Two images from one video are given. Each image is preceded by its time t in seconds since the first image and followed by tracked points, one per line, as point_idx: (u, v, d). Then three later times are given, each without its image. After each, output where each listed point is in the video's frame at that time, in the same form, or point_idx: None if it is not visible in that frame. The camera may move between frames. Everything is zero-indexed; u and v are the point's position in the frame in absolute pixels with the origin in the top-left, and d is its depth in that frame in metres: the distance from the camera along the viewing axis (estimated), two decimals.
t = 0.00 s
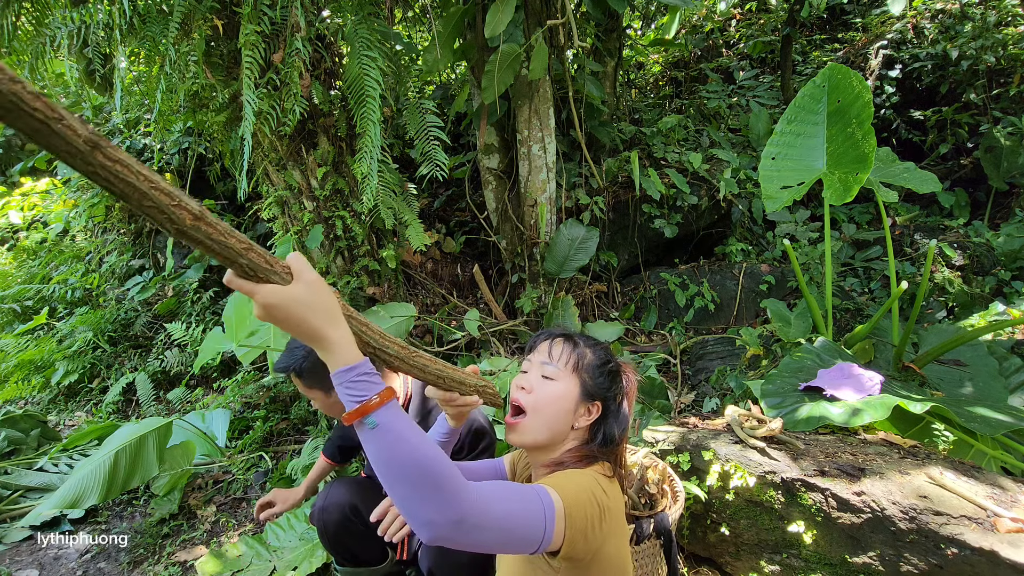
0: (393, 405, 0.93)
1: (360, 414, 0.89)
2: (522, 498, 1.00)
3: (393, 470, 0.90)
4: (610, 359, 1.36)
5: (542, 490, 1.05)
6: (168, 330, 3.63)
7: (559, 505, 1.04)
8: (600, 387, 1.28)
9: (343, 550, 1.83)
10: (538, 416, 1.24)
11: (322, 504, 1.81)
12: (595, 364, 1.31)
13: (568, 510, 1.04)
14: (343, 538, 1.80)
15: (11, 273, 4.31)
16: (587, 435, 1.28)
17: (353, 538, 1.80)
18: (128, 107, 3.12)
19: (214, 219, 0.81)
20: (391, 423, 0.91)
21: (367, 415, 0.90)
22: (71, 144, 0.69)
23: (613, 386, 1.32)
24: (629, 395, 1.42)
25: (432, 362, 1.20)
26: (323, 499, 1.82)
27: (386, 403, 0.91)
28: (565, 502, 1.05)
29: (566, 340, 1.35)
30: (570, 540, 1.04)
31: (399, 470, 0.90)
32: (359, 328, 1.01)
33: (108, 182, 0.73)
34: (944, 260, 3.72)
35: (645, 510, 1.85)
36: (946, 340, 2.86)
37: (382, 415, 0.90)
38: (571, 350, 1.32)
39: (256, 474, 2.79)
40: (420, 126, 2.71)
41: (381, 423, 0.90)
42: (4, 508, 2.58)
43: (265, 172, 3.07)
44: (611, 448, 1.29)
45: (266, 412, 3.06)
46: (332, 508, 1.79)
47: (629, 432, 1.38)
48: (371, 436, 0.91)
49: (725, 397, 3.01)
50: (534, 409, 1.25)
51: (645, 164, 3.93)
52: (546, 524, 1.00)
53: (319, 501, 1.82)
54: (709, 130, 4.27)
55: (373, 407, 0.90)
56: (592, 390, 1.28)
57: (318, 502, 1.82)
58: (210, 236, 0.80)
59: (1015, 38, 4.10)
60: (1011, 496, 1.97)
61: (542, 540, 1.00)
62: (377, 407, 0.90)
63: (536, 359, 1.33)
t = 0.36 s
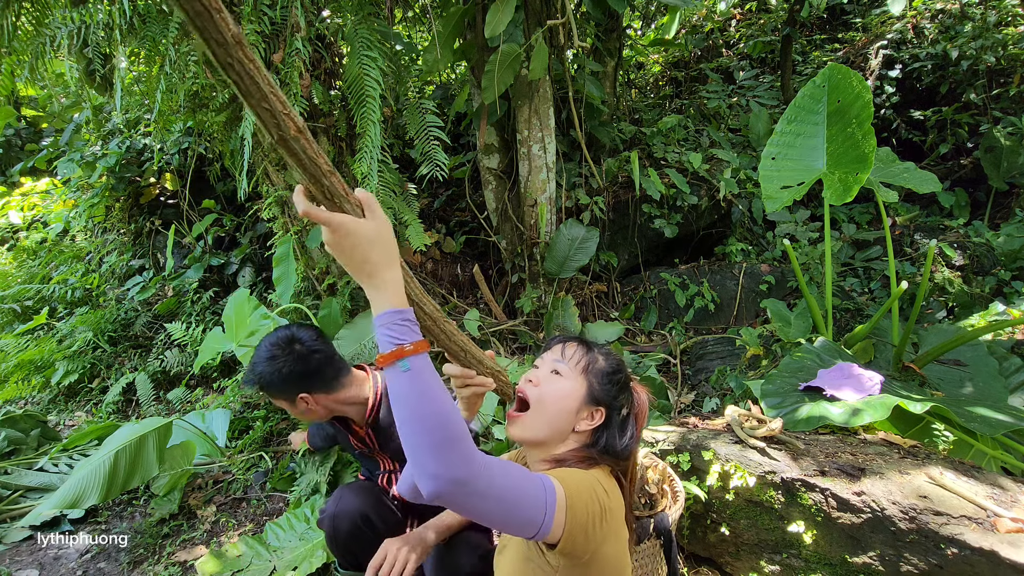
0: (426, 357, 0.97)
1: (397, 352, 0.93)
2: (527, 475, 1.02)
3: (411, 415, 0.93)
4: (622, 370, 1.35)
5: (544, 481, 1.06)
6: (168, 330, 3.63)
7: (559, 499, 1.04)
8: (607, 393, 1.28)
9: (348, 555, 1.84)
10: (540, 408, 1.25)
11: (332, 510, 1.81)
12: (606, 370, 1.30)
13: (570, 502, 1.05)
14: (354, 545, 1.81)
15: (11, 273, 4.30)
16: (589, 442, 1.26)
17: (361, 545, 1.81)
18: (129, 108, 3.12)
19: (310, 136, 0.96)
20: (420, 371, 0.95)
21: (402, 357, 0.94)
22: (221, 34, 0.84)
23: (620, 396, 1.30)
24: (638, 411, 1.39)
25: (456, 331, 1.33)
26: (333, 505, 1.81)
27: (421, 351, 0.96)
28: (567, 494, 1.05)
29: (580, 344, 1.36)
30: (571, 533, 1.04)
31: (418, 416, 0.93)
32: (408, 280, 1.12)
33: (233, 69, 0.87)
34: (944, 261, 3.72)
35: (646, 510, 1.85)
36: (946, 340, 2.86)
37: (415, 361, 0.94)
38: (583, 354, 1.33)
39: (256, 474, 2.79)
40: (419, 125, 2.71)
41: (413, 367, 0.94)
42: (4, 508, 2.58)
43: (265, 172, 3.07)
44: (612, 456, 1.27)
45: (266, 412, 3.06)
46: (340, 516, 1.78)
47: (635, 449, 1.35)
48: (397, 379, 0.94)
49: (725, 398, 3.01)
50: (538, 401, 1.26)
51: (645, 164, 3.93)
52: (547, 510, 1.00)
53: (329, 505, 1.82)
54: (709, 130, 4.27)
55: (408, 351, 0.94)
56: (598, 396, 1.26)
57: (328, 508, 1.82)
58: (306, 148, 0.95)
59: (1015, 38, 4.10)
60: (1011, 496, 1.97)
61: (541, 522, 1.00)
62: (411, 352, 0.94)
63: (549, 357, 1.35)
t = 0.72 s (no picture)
0: (438, 376, 1.01)
1: (407, 367, 0.97)
2: (525, 492, 1.02)
3: (412, 429, 0.96)
4: (629, 379, 1.35)
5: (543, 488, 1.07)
6: (168, 330, 3.63)
7: (559, 504, 1.04)
8: (613, 398, 1.28)
9: (348, 550, 1.84)
10: (546, 407, 1.25)
11: (330, 506, 1.81)
12: (613, 375, 1.31)
13: (567, 508, 1.05)
14: (353, 539, 1.81)
15: (11, 273, 4.31)
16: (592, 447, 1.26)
17: (361, 540, 1.81)
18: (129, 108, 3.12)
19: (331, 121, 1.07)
20: (429, 389, 0.98)
21: (414, 371, 0.98)
22: (253, 23, 0.97)
23: (625, 404, 1.30)
24: (642, 422, 1.40)
25: (463, 328, 1.36)
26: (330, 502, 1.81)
27: (434, 370, 0.99)
28: (564, 501, 1.05)
29: (588, 349, 1.37)
30: (570, 539, 1.04)
31: (420, 429, 0.96)
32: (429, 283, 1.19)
33: (259, 48, 0.98)
34: (944, 261, 3.72)
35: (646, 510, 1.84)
36: (946, 340, 2.86)
37: (426, 377, 0.98)
38: (591, 358, 1.34)
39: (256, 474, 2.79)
40: (419, 125, 2.70)
41: (421, 381, 0.98)
42: (4, 508, 2.58)
43: (265, 172, 3.07)
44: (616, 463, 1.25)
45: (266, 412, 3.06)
46: (339, 511, 1.79)
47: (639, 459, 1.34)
48: (405, 392, 0.98)
49: (725, 398, 3.01)
50: (544, 400, 1.26)
51: (645, 164, 3.93)
52: (542, 522, 1.00)
53: (327, 502, 1.82)
54: (709, 130, 4.27)
55: (421, 367, 0.98)
56: (604, 400, 1.27)
57: (327, 502, 1.82)
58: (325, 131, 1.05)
59: (1016, 38, 4.10)
60: (1011, 496, 1.97)
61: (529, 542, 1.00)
62: (424, 368, 0.98)
63: (556, 358, 1.36)
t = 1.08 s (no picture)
0: (432, 367, 1.00)
1: (403, 356, 0.98)
2: (517, 486, 1.02)
3: (405, 416, 0.96)
4: (629, 381, 1.35)
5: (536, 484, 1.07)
6: (168, 330, 3.63)
7: (552, 500, 1.04)
8: (613, 401, 1.28)
9: (345, 544, 1.85)
10: (544, 407, 1.25)
11: (328, 501, 1.81)
12: (614, 377, 1.31)
13: (560, 506, 1.05)
14: (349, 534, 1.82)
15: (11, 273, 4.31)
16: (591, 449, 1.27)
17: (359, 534, 1.83)
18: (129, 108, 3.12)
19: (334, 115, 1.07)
20: (424, 378, 0.98)
21: (409, 359, 0.98)
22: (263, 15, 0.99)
23: (625, 406, 1.31)
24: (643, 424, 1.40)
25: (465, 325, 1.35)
26: (328, 498, 1.81)
27: (429, 360, 0.99)
28: (557, 498, 1.05)
29: (589, 350, 1.37)
30: (563, 537, 1.04)
31: (416, 415, 0.96)
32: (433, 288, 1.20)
33: (269, 47, 1.01)
34: (944, 261, 3.72)
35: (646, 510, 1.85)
36: (946, 340, 2.86)
37: (420, 366, 0.98)
38: (592, 360, 1.34)
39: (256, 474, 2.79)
40: (419, 125, 2.70)
41: (416, 371, 0.98)
42: (4, 508, 2.58)
43: (265, 172, 3.06)
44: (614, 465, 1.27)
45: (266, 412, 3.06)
46: (337, 507, 1.78)
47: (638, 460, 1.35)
48: (400, 378, 0.98)
49: (725, 398, 3.01)
50: (543, 400, 1.26)
51: (645, 164, 3.93)
52: (532, 519, 1.01)
53: (325, 497, 1.82)
54: (709, 130, 4.27)
55: (416, 357, 0.98)
56: (604, 403, 1.27)
57: (326, 497, 1.82)
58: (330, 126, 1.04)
59: (1015, 38, 4.10)
60: (1011, 496, 1.97)
61: (521, 534, 1.01)
62: (419, 358, 0.98)
63: (557, 358, 1.36)
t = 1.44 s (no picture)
0: (449, 346, 1.01)
1: (422, 334, 0.98)
2: (523, 473, 1.03)
3: (419, 391, 0.97)
4: (635, 382, 1.34)
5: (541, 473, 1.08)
6: (168, 330, 3.64)
7: (555, 491, 1.05)
8: (617, 401, 1.27)
9: (340, 548, 1.85)
10: (548, 404, 1.26)
11: (319, 504, 1.81)
12: (618, 378, 1.30)
13: (563, 498, 1.05)
14: (342, 536, 1.82)
15: (11, 273, 4.31)
16: (593, 449, 1.27)
17: (352, 536, 1.82)
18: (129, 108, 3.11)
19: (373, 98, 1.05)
20: (442, 357, 0.99)
21: (427, 338, 0.98)
22: None
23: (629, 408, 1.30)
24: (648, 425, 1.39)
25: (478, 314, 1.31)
26: (320, 500, 1.82)
27: (447, 340, 1.00)
28: (561, 488, 1.06)
29: (596, 350, 1.36)
30: (564, 528, 1.04)
31: (431, 390, 0.97)
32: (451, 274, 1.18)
33: (322, 34, 1.00)
34: (944, 261, 3.72)
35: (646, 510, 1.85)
36: (946, 340, 2.86)
37: (438, 345, 0.99)
38: (598, 360, 1.33)
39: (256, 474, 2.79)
40: (419, 125, 2.70)
41: (433, 349, 0.98)
42: (4, 508, 2.58)
43: (265, 172, 3.06)
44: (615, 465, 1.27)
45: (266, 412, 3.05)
46: (330, 508, 1.79)
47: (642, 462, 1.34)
48: (417, 355, 0.99)
49: (725, 398, 3.01)
50: (547, 397, 1.27)
51: (645, 164, 3.94)
52: (534, 507, 1.02)
53: (316, 500, 1.82)
54: (709, 130, 4.27)
55: (434, 336, 0.99)
56: (607, 403, 1.26)
57: (316, 500, 1.83)
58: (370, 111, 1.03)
59: (1015, 38, 4.10)
60: (1011, 496, 1.97)
61: (523, 520, 1.02)
62: (437, 337, 0.99)
63: (562, 358, 1.36)
